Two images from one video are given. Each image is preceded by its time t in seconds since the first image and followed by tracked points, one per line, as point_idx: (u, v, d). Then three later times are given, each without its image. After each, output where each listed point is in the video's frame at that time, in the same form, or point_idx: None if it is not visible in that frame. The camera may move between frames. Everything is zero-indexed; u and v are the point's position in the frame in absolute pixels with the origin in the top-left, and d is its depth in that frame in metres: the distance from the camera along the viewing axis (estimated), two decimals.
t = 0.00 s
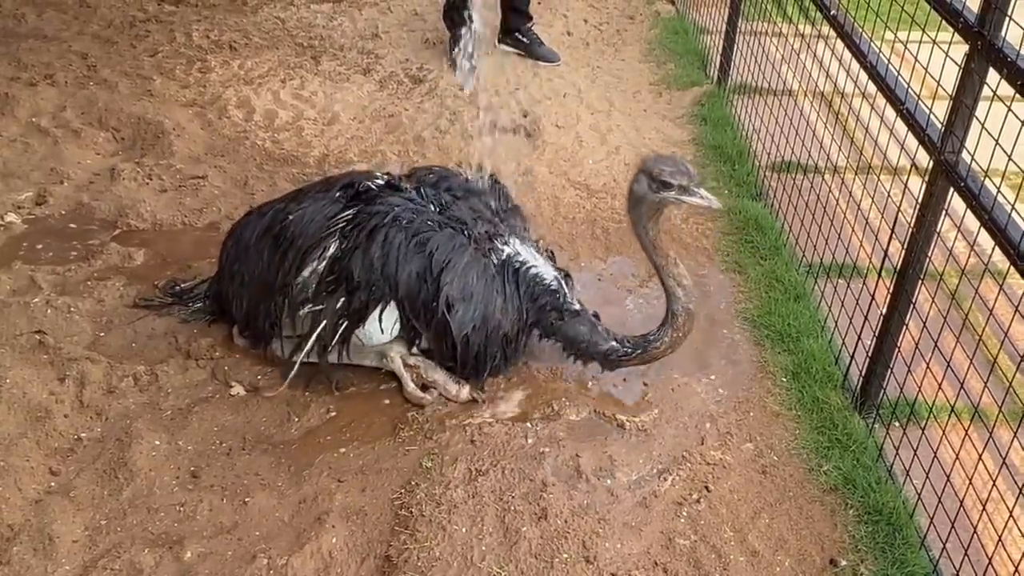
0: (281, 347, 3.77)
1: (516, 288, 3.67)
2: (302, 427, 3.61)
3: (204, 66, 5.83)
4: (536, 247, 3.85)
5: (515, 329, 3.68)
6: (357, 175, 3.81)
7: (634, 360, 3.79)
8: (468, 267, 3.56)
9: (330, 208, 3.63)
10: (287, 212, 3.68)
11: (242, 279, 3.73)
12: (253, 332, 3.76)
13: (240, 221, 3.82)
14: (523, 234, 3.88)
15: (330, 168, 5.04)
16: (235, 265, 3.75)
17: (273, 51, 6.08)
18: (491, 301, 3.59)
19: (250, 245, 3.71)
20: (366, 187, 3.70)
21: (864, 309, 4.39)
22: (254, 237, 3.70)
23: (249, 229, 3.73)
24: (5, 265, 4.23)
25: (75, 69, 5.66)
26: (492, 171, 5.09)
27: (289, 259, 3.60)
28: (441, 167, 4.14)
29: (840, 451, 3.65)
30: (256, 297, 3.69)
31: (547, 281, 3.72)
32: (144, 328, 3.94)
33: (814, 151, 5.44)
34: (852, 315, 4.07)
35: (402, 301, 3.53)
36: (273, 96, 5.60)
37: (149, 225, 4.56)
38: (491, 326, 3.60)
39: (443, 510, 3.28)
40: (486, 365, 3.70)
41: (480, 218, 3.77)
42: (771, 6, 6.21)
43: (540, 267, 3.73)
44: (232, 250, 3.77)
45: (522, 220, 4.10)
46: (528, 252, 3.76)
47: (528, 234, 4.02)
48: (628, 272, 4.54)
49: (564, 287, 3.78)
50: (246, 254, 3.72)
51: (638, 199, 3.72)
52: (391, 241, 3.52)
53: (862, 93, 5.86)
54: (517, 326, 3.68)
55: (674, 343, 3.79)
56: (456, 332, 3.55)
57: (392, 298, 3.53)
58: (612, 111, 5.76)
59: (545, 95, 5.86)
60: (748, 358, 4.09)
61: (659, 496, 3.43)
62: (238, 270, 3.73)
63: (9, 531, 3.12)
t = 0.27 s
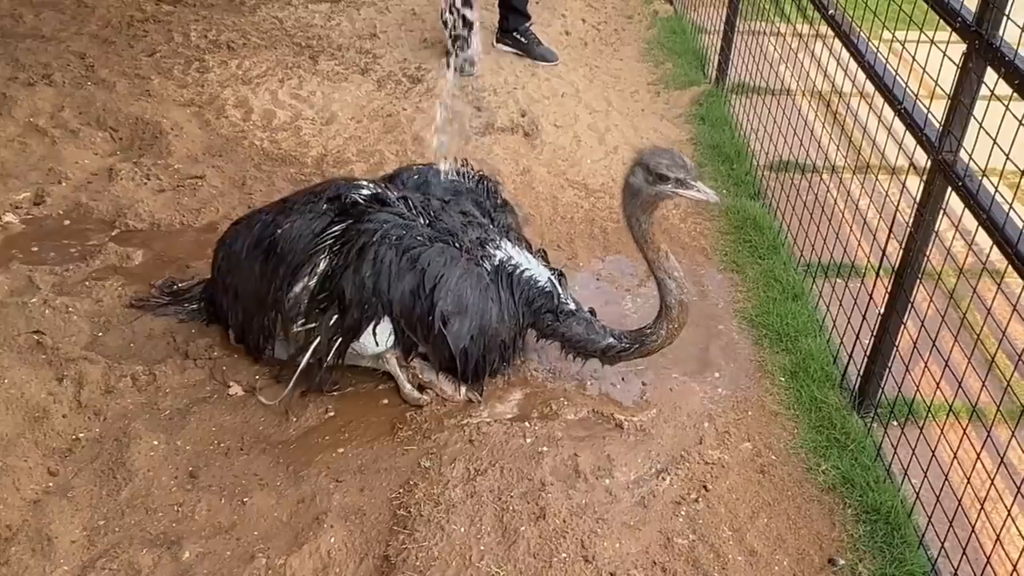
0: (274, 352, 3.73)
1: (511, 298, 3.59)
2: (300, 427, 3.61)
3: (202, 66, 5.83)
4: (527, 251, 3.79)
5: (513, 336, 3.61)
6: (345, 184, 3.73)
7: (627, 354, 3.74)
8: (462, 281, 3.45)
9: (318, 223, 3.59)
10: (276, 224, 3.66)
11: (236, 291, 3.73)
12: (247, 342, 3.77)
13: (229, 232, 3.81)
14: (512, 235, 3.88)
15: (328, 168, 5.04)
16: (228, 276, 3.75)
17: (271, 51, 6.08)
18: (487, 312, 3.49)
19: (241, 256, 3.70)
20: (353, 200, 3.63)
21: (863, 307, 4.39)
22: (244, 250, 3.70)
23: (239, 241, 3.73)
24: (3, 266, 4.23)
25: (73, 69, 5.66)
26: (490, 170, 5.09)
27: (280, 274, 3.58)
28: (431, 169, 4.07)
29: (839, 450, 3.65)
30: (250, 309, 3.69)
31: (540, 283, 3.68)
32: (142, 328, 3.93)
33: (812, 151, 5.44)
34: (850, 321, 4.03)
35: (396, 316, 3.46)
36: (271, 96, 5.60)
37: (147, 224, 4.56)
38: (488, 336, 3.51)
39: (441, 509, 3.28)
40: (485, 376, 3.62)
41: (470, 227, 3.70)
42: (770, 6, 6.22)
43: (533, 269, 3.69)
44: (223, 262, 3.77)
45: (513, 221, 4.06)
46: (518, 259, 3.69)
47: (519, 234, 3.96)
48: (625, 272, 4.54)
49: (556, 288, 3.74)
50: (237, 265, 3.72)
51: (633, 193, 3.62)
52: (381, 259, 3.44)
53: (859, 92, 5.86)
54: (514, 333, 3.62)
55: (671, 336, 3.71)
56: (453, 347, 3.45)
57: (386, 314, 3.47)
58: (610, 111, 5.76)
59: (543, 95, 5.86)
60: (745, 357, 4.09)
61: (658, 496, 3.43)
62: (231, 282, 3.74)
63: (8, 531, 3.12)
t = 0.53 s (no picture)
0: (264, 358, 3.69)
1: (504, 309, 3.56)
2: (299, 427, 3.61)
3: (201, 66, 5.83)
4: (519, 255, 3.76)
5: (508, 345, 3.60)
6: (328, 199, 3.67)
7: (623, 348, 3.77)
8: (453, 300, 3.43)
9: (304, 241, 3.55)
10: (263, 241, 3.64)
11: (229, 305, 3.74)
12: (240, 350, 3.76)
13: (218, 245, 3.80)
14: (502, 238, 3.83)
15: (327, 168, 5.04)
16: (221, 290, 3.76)
17: (270, 51, 6.08)
18: (480, 328, 3.47)
19: (233, 270, 3.70)
20: (338, 218, 3.58)
21: (863, 307, 4.38)
22: (235, 266, 3.70)
23: (229, 257, 3.73)
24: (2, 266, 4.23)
25: (72, 69, 5.66)
26: (489, 170, 5.10)
27: (270, 293, 3.57)
28: (422, 168, 4.01)
29: (838, 449, 3.65)
30: (243, 323, 3.69)
31: (534, 288, 3.64)
32: (141, 328, 3.93)
33: (811, 150, 5.44)
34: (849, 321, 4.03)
35: (388, 335, 3.46)
36: (270, 96, 5.60)
37: (147, 224, 4.56)
38: (483, 351, 3.51)
39: (441, 510, 3.28)
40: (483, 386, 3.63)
41: (459, 237, 3.65)
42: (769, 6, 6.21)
43: (526, 275, 3.65)
44: (215, 276, 3.78)
45: (506, 220, 4.04)
46: (510, 265, 3.64)
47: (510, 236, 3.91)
48: (624, 272, 4.54)
49: (551, 291, 3.70)
50: (230, 280, 3.72)
51: (640, 190, 3.70)
52: (370, 283, 3.41)
53: (858, 93, 5.85)
54: (509, 343, 3.61)
55: (669, 329, 3.78)
56: (448, 365, 3.46)
57: (378, 335, 3.46)
58: (609, 111, 5.76)
59: (542, 95, 5.87)
60: (744, 356, 4.10)
61: (657, 496, 3.43)
62: (225, 296, 3.74)
63: (7, 531, 3.12)
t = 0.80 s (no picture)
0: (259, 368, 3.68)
1: (499, 318, 3.57)
2: (299, 428, 3.61)
3: (201, 66, 5.83)
4: (513, 259, 3.76)
5: (507, 351, 3.62)
6: (318, 214, 3.64)
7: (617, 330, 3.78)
8: (450, 316, 3.44)
9: (297, 257, 3.55)
10: (256, 255, 3.64)
11: (226, 316, 3.74)
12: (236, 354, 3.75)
13: (212, 255, 3.80)
14: (494, 242, 3.82)
15: (327, 168, 5.04)
16: (218, 302, 3.76)
17: (270, 51, 6.08)
18: (477, 340, 3.48)
19: (228, 285, 3.71)
20: (328, 236, 3.55)
21: (863, 307, 4.38)
22: (229, 278, 3.70)
23: (222, 269, 3.74)
24: (2, 266, 4.23)
25: (72, 69, 5.66)
26: (489, 170, 5.10)
27: (265, 309, 3.57)
28: (417, 168, 3.99)
29: (838, 450, 3.65)
30: (240, 335, 3.70)
31: (530, 291, 3.66)
32: (141, 328, 3.93)
33: (811, 150, 5.45)
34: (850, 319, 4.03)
35: (387, 351, 3.46)
36: (270, 96, 5.60)
37: (147, 224, 4.56)
38: (481, 361, 3.52)
39: (440, 509, 3.28)
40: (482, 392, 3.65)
41: (453, 248, 3.64)
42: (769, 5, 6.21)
43: (522, 279, 3.67)
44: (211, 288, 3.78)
45: (501, 220, 4.03)
46: (505, 272, 3.65)
47: (505, 237, 3.91)
48: (623, 272, 4.54)
49: (551, 292, 3.72)
50: (226, 294, 3.72)
51: (650, 173, 3.76)
52: (365, 305, 3.40)
53: (858, 93, 5.86)
54: (508, 349, 3.62)
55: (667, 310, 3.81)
56: (447, 377, 3.48)
57: (377, 351, 3.46)
58: (609, 111, 5.76)
59: (542, 95, 5.87)
60: (744, 356, 4.10)
61: (657, 496, 3.43)
62: (221, 309, 3.75)
63: (7, 531, 3.12)
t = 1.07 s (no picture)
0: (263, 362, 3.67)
1: (503, 315, 3.57)
2: (300, 428, 3.61)
3: (202, 67, 5.83)
4: (519, 257, 3.77)
5: (509, 348, 3.61)
6: (327, 204, 3.65)
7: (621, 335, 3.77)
8: (453, 307, 3.44)
9: (304, 247, 3.54)
10: (264, 245, 3.63)
11: (230, 309, 3.74)
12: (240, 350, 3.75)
13: (219, 249, 3.80)
14: (502, 240, 3.83)
15: (329, 169, 5.04)
16: (222, 295, 3.75)
17: (271, 51, 6.08)
18: (480, 333, 3.48)
19: (234, 277, 3.70)
20: (337, 225, 3.55)
21: (864, 307, 4.40)
22: (236, 270, 3.69)
23: (229, 261, 3.73)
24: (4, 267, 4.23)
25: (73, 70, 5.66)
26: (491, 170, 5.10)
27: (272, 299, 3.56)
28: (428, 165, 4.00)
29: (839, 450, 3.65)
30: (243, 327, 3.69)
31: (536, 290, 3.65)
32: (143, 329, 3.93)
33: (812, 150, 5.45)
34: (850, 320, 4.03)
35: (390, 342, 3.45)
36: (271, 97, 5.60)
37: (148, 225, 4.56)
38: (483, 355, 3.52)
39: (442, 510, 3.28)
40: (483, 390, 3.66)
41: (460, 242, 3.66)
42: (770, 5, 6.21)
43: (528, 278, 3.66)
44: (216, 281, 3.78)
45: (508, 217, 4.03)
46: (511, 269, 3.65)
47: (512, 237, 3.91)
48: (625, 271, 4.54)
49: (555, 292, 3.70)
50: (232, 286, 3.71)
51: (650, 171, 3.69)
52: (370, 292, 3.39)
53: (859, 92, 5.86)
54: (511, 345, 3.61)
55: (670, 314, 3.82)
56: (448, 370, 3.48)
57: (380, 343, 3.46)
58: (610, 111, 5.76)
59: (543, 95, 5.87)
60: (746, 357, 4.09)
61: (659, 497, 3.42)
62: (225, 301, 3.74)
63: (9, 532, 3.12)
